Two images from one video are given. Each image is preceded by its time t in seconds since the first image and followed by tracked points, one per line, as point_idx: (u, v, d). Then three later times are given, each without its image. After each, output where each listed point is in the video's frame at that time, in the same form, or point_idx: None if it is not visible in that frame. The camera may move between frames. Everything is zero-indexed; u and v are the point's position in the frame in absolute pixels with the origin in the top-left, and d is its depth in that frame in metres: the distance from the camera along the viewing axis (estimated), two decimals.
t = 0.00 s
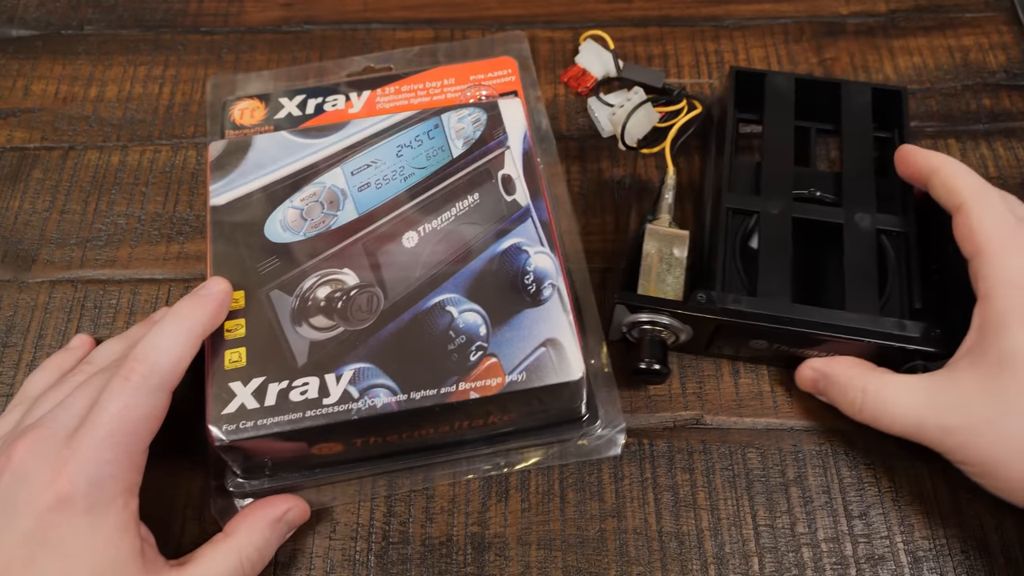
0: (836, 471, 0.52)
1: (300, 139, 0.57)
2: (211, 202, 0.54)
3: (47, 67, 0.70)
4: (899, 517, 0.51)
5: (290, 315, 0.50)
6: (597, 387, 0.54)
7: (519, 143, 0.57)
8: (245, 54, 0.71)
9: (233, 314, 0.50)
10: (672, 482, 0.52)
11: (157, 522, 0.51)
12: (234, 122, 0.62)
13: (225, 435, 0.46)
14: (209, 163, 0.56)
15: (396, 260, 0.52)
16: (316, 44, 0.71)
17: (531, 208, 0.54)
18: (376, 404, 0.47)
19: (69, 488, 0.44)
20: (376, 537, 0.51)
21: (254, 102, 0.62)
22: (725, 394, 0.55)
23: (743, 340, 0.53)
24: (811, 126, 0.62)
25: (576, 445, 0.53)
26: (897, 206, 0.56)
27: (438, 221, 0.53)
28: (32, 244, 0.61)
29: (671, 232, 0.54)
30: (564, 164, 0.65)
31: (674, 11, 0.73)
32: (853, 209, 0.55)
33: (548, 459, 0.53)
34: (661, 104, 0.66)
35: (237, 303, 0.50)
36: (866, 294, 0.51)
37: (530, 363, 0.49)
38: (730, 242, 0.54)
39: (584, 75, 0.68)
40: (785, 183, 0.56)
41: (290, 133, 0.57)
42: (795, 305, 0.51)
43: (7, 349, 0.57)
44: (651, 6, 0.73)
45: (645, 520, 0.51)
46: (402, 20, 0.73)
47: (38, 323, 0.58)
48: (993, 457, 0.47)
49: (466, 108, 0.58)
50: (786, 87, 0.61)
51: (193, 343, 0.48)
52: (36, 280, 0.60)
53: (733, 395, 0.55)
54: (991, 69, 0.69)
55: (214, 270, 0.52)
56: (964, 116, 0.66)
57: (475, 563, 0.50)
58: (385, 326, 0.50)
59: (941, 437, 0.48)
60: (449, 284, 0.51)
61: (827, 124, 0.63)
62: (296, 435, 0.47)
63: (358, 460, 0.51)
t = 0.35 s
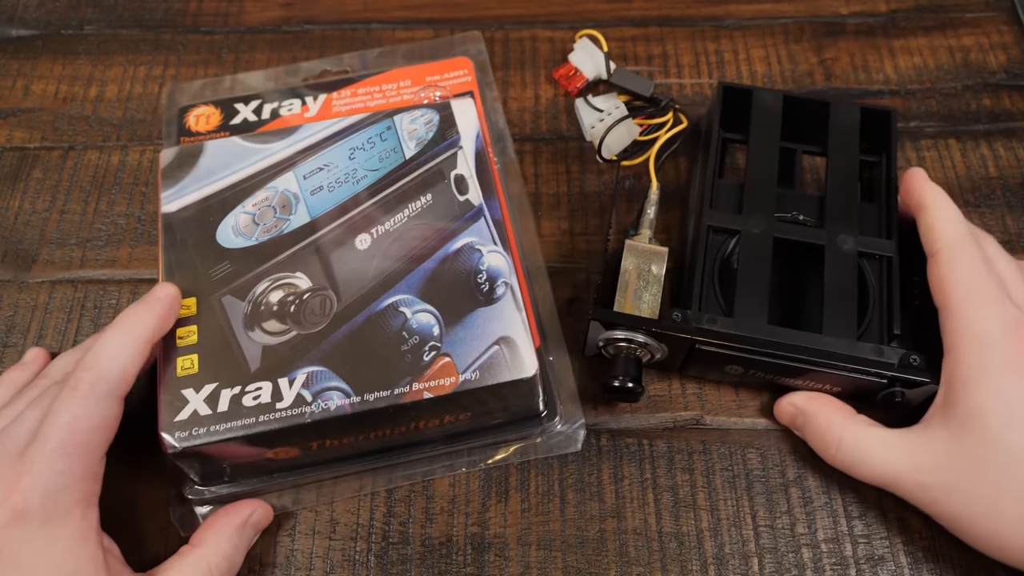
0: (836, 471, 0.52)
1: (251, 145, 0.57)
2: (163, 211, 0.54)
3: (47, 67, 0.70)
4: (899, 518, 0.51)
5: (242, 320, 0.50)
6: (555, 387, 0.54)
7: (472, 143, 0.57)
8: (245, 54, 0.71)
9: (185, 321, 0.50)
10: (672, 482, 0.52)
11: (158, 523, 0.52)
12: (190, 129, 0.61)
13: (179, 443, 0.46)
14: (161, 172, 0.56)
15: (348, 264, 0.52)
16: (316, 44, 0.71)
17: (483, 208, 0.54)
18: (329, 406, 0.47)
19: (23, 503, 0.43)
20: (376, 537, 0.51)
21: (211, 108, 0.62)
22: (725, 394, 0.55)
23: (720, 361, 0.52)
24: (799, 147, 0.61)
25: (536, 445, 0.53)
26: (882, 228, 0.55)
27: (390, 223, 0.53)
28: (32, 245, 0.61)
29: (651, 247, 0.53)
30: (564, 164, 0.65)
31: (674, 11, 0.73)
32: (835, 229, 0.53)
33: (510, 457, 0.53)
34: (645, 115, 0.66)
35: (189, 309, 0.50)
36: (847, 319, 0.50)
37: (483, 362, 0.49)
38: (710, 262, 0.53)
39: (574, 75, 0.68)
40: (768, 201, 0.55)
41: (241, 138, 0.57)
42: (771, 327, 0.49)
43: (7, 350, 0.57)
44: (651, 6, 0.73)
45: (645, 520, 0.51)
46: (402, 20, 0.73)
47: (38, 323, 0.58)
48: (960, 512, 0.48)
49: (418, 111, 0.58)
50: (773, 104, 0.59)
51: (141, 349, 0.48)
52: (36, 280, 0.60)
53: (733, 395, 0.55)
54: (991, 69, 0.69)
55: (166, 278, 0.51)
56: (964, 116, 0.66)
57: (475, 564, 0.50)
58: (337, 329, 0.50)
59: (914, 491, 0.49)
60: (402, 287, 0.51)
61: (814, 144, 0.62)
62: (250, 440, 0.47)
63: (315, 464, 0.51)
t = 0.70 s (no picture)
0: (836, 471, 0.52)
1: (250, 137, 0.57)
2: (161, 202, 0.54)
3: (47, 67, 0.70)
4: (899, 518, 0.51)
5: (241, 311, 0.50)
6: (552, 377, 0.54)
7: (471, 135, 0.57)
8: (245, 54, 0.71)
9: (183, 313, 0.50)
10: (671, 482, 0.52)
11: (158, 523, 0.51)
12: (189, 123, 0.62)
13: (178, 433, 0.46)
14: (159, 164, 0.56)
15: (347, 256, 0.52)
16: (316, 44, 0.71)
17: (482, 200, 0.54)
18: (328, 397, 0.47)
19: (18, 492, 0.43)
20: (376, 537, 0.51)
21: (210, 102, 0.63)
22: (725, 394, 0.55)
23: (716, 361, 0.51)
24: (800, 149, 0.60)
25: (534, 435, 0.53)
26: (879, 230, 0.55)
27: (390, 215, 0.53)
28: (32, 245, 0.61)
29: (649, 247, 0.53)
30: (564, 164, 0.65)
31: (674, 11, 0.73)
32: (834, 231, 0.53)
33: (508, 448, 0.53)
34: (645, 114, 0.66)
35: (188, 300, 0.50)
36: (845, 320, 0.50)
37: (481, 353, 0.49)
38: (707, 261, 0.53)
39: (574, 76, 0.68)
40: (768, 202, 0.55)
41: (239, 131, 0.57)
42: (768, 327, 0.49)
43: (7, 349, 0.57)
44: (651, 6, 0.73)
45: (644, 520, 0.51)
46: (402, 20, 0.73)
47: (38, 323, 0.58)
48: (947, 517, 0.48)
49: (417, 103, 0.58)
50: (776, 105, 0.59)
51: (108, 331, 0.48)
52: (36, 280, 0.60)
53: (733, 395, 0.55)
54: (991, 69, 0.69)
55: (164, 271, 0.51)
56: (964, 116, 0.66)
57: (475, 564, 0.50)
58: (337, 320, 0.50)
59: (904, 494, 0.49)
60: (401, 278, 0.51)
61: (816, 146, 0.61)
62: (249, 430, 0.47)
63: (314, 454, 0.51)
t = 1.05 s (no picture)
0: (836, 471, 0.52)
1: (255, 141, 0.57)
2: (167, 206, 0.54)
3: (47, 67, 0.70)
4: (898, 518, 0.51)
5: (247, 315, 0.50)
6: (558, 380, 0.55)
7: (475, 139, 0.57)
8: (245, 54, 0.71)
9: (189, 317, 0.50)
10: (672, 482, 0.52)
11: (158, 523, 0.51)
12: (193, 126, 0.62)
13: (183, 438, 0.46)
14: (165, 167, 0.56)
15: (353, 260, 0.52)
16: (316, 44, 0.71)
17: (488, 204, 0.54)
18: (335, 402, 0.47)
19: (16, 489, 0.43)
20: (376, 537, 0.51)
21: (214, 105, 0.63)
22: (724, 394, 0.55)
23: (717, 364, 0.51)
24: (801, 150, 0.60)
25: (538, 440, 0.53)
26: (880, 232, 0.55)
27: (395, 219, 0.53)
28: (32, 244, 0.61)
29: (651, 250, 0.53)
30: (565, 164, 0.65)
31: (674, 11, 0.73)
32: (835, 234, 0.53)
33: (512, 454, 0.53)
34: (645, 115, 0.66)
35: (194, 305, 0.50)
36: (846, 322, 0.50)
37: (488, 358, 0.49)
38: (709, 264, 0.53)
39: (574, 75, 0.68)
40: (769, 204, 0.55)
41: (245, 134, 0.57)
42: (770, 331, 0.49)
43: (8, 349, 0.57)
44: (651, 5, 0.73)
45: (644, 519, 0.51)
46: (402, 20, 0.73)
47: (39, 323, 0.58)
48: (950, 519, 0.48)
49: (422, 107, 0.58)
50: (778, 107, 0.59)
51: (97, 323, 0.48)
52: (36, 280, 0.60)
53: (733, 395, 0.55)
54: (991, 69, 0.69)
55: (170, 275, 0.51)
56: (964, 116, 0.66)
57: (475, 563, 0.50)
58: (344, 325, 0.50)
59: (906, 495, 0.49)
60: (407, 282, 0.51)
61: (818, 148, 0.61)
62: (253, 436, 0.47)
63: (320, 461, 0.51)
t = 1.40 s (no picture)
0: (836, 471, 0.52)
1: (254, 145, 0.57)
2: (165, 210, 0.54)
3: (47, 67, 0.70)
4: (898, 518, 0.51)
5: (244, 321, 0.50)
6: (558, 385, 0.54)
7: (473, 144, 0.57)
8: (245, 54, 0.71)
9: (186, 322, 0.50)
10: (671, 482, 0.52)
11: (158, 524, 0.51)
12: (193, 129, 0.62)
13: (179, 444, 0.47)
14: (164, 171, 0.56)
15: (351, 266, 0.52)
16: (316, 44, 0.71)
17: (487, 210, 0.54)
18: (331, 409, 0.47)
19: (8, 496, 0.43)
20: (376, 537, 0.51)
21: (215, 108, 0.63)
22: (724, 395, 0.55)
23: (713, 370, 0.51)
24: (796, 154, 0.60)
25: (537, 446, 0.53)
26: (878, 237, 0.54)
27: (393, 225, 0.53)
28: (32, 245, 0.61)
29: (644, 256, 0.53)
30: (564, 165, 0.65)
31: (674, 11, 0.73)
32: (832, 240, 0.53)
33: (511, 460, 0.53)
34: (645, 121, 0.66)
35: (192, 310, 0.50)
36: (842, 329, 0.50)
37: (484, 365, 0.49)
38: (705, 269, 0.54)
39: (574, 81, 0.68)
40: (765, 210, 0.55)
41: (244, 138, 0.57)
42: (766, 337, 0.49)
43: (7, 349, 0.57)
44: (651, 5, 0.73)
45: (644, 519, 0.51)
46: (401, 20, 0.73)
47: (39, 323, 0.58)
48: (950, 523, 0.48)
49: (422, 112, 0.58)
50: (772, 112, 0.59)
51: (97, 331, 0.47)
52: (36, 280, 0.60)
53: (732, 396, 0.55)
54: (991, 69, 0.69)
55: (168, 279, 0.51)
56: (964, 116, 0.66)
57: (475, 563, 0.50)
58: (341, 331, 0.50)
59: (905, 501, 0.49)
60: (404, 288, 0.51)
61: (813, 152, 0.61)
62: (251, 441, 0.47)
63: (316, 467, 0.51)
